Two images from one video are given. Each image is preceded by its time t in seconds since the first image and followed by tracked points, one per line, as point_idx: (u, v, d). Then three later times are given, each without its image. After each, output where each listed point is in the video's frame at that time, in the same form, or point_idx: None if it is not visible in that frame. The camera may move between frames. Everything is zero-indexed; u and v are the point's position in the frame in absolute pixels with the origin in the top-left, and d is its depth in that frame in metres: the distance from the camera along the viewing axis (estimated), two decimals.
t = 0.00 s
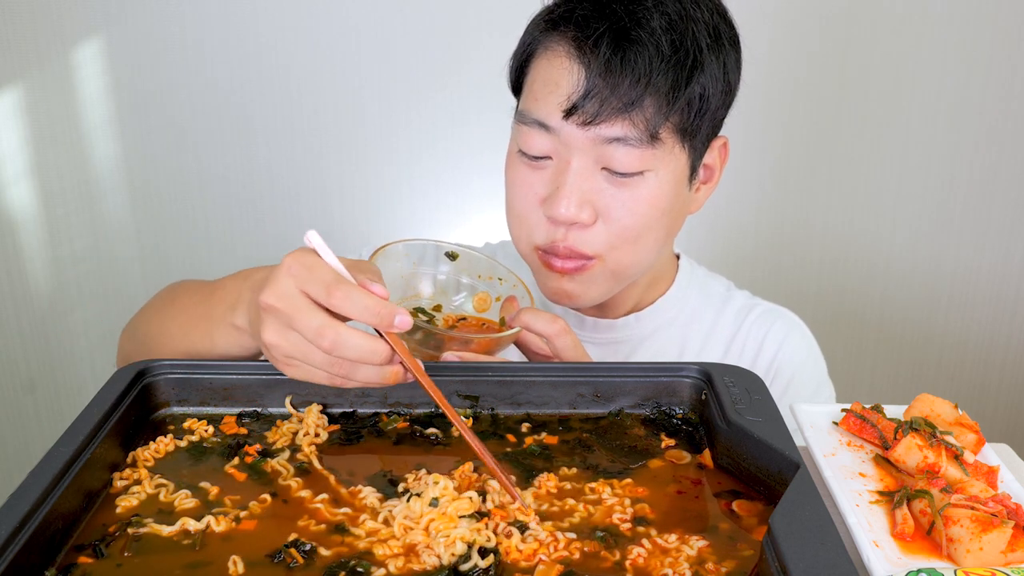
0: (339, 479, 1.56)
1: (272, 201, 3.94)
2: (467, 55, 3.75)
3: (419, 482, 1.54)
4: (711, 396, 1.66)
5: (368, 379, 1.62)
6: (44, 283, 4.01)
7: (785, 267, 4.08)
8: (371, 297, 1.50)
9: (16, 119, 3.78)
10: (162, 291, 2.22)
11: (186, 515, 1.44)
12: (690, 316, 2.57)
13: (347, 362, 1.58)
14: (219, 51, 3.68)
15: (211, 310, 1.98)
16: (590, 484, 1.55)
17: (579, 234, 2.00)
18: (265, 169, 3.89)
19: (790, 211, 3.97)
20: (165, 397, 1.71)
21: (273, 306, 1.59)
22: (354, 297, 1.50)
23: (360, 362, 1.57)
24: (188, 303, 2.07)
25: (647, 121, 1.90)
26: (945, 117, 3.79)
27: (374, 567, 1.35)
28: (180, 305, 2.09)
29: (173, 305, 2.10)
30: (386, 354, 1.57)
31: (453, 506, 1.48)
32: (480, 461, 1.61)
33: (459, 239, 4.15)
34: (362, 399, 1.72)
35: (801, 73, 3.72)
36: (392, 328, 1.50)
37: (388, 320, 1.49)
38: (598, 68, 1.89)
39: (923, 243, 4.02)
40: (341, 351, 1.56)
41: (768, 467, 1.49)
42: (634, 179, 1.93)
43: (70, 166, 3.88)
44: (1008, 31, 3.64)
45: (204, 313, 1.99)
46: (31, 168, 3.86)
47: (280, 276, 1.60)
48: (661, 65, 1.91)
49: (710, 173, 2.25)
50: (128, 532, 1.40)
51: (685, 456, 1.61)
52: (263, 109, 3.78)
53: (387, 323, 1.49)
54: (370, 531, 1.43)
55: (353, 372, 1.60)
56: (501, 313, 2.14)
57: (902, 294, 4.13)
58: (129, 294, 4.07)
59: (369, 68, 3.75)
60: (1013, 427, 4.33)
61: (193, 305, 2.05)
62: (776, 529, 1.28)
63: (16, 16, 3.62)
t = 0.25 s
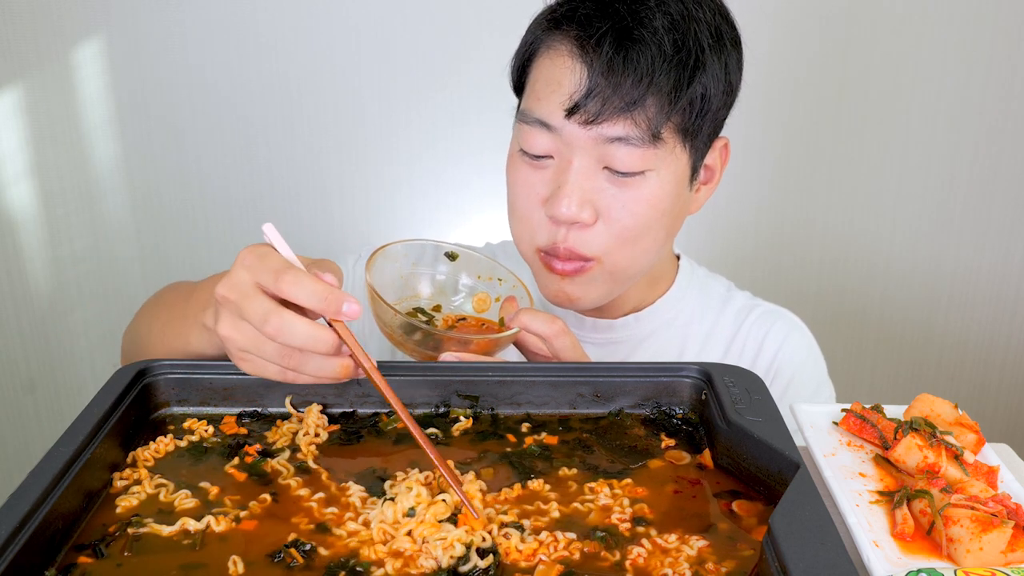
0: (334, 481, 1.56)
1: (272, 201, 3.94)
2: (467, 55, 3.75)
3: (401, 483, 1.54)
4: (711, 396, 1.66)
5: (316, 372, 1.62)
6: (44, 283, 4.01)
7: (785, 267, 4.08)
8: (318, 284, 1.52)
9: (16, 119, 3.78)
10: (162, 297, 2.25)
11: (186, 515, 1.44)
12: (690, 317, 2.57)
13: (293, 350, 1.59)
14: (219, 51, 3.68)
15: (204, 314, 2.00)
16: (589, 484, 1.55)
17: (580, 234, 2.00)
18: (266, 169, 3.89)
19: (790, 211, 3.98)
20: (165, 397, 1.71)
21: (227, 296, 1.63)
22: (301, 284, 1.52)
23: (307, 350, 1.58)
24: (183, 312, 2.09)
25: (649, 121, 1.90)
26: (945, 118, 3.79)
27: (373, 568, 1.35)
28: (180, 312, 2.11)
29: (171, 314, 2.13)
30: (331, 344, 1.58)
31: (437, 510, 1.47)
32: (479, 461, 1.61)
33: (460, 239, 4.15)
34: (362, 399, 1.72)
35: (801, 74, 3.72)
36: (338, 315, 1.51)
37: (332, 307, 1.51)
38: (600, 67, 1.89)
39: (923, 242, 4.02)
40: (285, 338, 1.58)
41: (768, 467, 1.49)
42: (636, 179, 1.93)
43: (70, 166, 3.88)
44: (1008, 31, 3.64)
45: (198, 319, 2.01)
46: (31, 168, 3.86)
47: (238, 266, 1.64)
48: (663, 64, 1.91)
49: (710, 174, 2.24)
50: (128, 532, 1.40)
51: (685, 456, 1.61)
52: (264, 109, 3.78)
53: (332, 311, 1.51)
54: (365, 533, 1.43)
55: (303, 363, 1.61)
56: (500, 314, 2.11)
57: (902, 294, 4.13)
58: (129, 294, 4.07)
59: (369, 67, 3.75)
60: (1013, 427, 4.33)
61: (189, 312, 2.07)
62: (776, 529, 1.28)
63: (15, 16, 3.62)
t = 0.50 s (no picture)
0: (332, 482, 1.56)
1: (272, 201, 3.94)
2: (466, 55, 3.75)
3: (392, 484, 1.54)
4: (711, 396, 1.66)
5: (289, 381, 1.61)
6: (44, 283, 4.01)
7: (785, 267, 4.08)
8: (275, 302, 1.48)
9: (16, 119, 3.78)
10: (152, 297, 2.23)
11: (186, 515, 1.44)
12: (690, 317, 2.57)
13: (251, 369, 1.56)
14: (219, 51, 3.68)
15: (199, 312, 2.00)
16: (589, 484, 1.55)
17: (580, 233, 2.00)
18: (265, 168, 3.89)
19: (790, 211, 3.98)
20: (165, 397, 1.71)
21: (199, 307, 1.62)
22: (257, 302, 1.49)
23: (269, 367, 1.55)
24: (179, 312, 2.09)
25: (648, 119, 1.90)
26: (945, 118, 3.79)
27: (373, 568, 1.35)
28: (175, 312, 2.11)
29: (166, 314, 2.12)
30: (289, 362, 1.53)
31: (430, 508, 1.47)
32: (478, 462, 1.61)
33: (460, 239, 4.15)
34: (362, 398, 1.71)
35: (801, 74, 3.72)
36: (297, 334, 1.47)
37: (290, 326, 1.47)
38: (600, 66, 1.90)
39: (923, 242, 4.02)
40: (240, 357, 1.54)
41: (768, 467, 1.49)
42: (635, 178, 1.93)
43: (70, 166, 3.88)
44: (1008, 31, 3.64)
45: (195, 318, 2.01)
46: (31, 168, 3.86)
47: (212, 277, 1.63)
48: (663, 63, 1.91)
49: (710, 174, 2.24)
50: (128, 531, 1.40)
51: (684, 457, 1.61)
52: (264, 109, 3.79)
53: (291, 329, 1.47)
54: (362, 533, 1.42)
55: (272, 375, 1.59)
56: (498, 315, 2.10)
57: (902, 294, 4.13)
58: (129, 294, 4.07)
59: (369, 67, 3.75)
60: (1013, 427, 4.33)
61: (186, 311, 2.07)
62: (777, 529, 1.28)
63: (15, 16, 3.63)
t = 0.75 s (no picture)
0: (331, 482, 1.56)
1: (272, 201, 3.94)
2: (466, 55, 3.75)
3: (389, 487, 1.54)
4: (712, 396, 1.66)
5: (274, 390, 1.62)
6: (44, 283, 4.01)
7: (785, 267, 4.08)
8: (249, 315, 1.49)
9: (16, 119, 3.78)
10: (150, 299, 2.24)
11: (186, 515, 1.44)
12: (690, 318, 2.57)
13: (232, 381, 1.57)
14: (219, 51, 3.68)
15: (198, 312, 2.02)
16: (589, 484, 1.55)
17: (584, 233, 2.00)
18: (265, 168, 3.89)
19: (790, 211, 3.98)
20: (165, 397, 1.71)
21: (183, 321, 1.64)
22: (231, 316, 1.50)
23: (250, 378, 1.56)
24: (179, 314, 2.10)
25: (654, 121, 1.90)
26: (945, 118, 3.79)
27: (373, 568, 1.35)
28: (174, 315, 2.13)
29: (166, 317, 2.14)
30: (269, 372, 1.54)
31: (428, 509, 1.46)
32: (478, 462, 1.61)
33: (459, 239, 4.15)
34: (362, 398, 1.71)
35: (801, 74, 3.72)
36: (272, 345, 1.48)
37: (265, 337, 1.48)
38: (606, 67, 1.89)
39: (923, 243, 4.02)
40: (220, 371, 1.55)
41: (768, 467, 1.49)
42: (640, 179, 1.93)
43: (70, 166, 3.88)
44: (1008, 31, 3.64)
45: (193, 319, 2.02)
46: (31, 168, 3.86)
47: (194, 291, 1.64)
48: (668, 64, 1.91)
49: (713, 175, 2.24)
50: (128, 531, 1.40)
51: (684, 457, 1.61)
52: (264, 109, 3.78)
53: (267, 342, 1.48)
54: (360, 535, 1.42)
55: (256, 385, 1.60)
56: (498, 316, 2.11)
57: (902, 295, 4.13)
58: (129, 294, 4.07)
59: (369, 67, 3.75)
60: (1013, 427, 4.33)
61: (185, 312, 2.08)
62: (777, 529, 1.28)
63: (15, 16, 3.63)
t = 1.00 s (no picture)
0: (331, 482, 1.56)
1: (272, 201, 3.95)
2: (467, 55, 3.75)
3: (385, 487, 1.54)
4: (711, 396, 1.66)
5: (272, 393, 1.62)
6: (44, 283, 4.01)
7: (785, 267, 4.08)
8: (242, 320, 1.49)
9: (16, 119, 3.79)
10: (148, 300, 2.25)
11: (186, 515, 1.45)
12: (692, 319, 2.56)
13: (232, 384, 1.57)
14: (220, 51, 3.68)
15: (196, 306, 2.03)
16: (589, 484, 1.55)
17: (585, 233, 2.00)
18: (266, 168, 3.89)
19: (790, 211, 3.98)
20: (165, 397, 1.71)
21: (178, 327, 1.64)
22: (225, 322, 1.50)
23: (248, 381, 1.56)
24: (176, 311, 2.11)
25: (655, 121, 1.90)
26: (945, 118, 3.78)
27: (373, 568, 1.35)
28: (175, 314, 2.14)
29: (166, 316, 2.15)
30: (268, 373, 1.54)
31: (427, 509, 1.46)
32: (478, 462, 1.61)
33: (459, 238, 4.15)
34: (362, 398, 1.71)
35: (801, 74, 3.72)
36: (268, 348, 1.48)
37: (260, 340, 1.48)
38: (607, 66, 1.89)
39: (923, 242, 4.02)
40: (219, 375, 1.55)
41: (768, 467, 1.49)
42: (640, 179, 1.93)
43: (70, 166, 3.88)
44: (1008, 31, 3.64)
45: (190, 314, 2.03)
46: (31, 168, 3.86)
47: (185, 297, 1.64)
48: (670, 64, 1.91)
49: (715, 175, 2.24)
50: (128, 531, 1.41)
51: (684, 458, 1.61)
52: (264, 109, 3.78)
53: (263, 346, 1.48)
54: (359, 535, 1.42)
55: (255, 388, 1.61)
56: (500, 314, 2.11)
57: (903, 295, 4.13)
58: (130, 294, 4.07)
59: (369, 67, 3.75)
60: (1013, 427, 4.33)
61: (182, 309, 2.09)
62: (777, 529, 1.28)
63: (16, 16, 3.63)
